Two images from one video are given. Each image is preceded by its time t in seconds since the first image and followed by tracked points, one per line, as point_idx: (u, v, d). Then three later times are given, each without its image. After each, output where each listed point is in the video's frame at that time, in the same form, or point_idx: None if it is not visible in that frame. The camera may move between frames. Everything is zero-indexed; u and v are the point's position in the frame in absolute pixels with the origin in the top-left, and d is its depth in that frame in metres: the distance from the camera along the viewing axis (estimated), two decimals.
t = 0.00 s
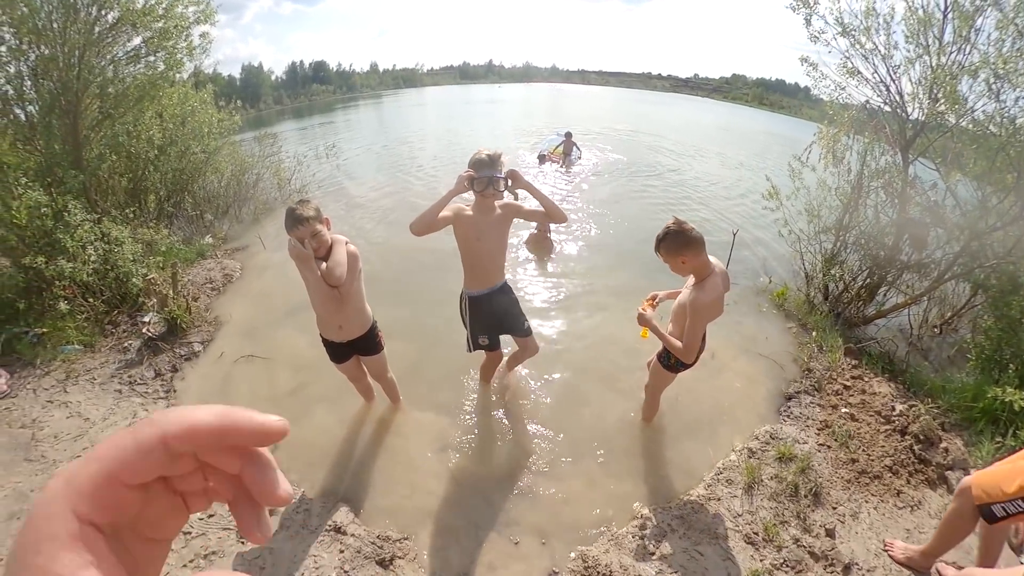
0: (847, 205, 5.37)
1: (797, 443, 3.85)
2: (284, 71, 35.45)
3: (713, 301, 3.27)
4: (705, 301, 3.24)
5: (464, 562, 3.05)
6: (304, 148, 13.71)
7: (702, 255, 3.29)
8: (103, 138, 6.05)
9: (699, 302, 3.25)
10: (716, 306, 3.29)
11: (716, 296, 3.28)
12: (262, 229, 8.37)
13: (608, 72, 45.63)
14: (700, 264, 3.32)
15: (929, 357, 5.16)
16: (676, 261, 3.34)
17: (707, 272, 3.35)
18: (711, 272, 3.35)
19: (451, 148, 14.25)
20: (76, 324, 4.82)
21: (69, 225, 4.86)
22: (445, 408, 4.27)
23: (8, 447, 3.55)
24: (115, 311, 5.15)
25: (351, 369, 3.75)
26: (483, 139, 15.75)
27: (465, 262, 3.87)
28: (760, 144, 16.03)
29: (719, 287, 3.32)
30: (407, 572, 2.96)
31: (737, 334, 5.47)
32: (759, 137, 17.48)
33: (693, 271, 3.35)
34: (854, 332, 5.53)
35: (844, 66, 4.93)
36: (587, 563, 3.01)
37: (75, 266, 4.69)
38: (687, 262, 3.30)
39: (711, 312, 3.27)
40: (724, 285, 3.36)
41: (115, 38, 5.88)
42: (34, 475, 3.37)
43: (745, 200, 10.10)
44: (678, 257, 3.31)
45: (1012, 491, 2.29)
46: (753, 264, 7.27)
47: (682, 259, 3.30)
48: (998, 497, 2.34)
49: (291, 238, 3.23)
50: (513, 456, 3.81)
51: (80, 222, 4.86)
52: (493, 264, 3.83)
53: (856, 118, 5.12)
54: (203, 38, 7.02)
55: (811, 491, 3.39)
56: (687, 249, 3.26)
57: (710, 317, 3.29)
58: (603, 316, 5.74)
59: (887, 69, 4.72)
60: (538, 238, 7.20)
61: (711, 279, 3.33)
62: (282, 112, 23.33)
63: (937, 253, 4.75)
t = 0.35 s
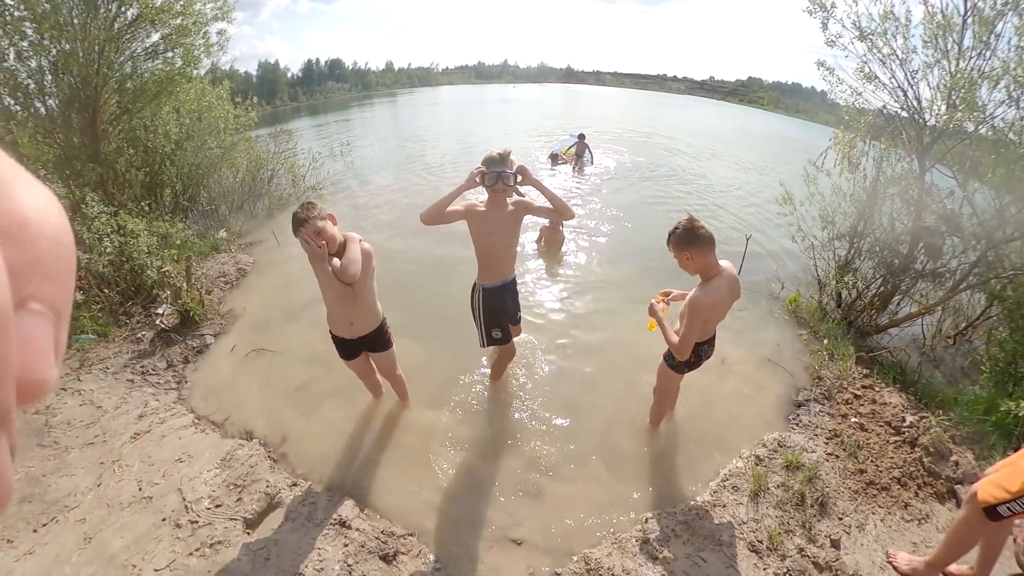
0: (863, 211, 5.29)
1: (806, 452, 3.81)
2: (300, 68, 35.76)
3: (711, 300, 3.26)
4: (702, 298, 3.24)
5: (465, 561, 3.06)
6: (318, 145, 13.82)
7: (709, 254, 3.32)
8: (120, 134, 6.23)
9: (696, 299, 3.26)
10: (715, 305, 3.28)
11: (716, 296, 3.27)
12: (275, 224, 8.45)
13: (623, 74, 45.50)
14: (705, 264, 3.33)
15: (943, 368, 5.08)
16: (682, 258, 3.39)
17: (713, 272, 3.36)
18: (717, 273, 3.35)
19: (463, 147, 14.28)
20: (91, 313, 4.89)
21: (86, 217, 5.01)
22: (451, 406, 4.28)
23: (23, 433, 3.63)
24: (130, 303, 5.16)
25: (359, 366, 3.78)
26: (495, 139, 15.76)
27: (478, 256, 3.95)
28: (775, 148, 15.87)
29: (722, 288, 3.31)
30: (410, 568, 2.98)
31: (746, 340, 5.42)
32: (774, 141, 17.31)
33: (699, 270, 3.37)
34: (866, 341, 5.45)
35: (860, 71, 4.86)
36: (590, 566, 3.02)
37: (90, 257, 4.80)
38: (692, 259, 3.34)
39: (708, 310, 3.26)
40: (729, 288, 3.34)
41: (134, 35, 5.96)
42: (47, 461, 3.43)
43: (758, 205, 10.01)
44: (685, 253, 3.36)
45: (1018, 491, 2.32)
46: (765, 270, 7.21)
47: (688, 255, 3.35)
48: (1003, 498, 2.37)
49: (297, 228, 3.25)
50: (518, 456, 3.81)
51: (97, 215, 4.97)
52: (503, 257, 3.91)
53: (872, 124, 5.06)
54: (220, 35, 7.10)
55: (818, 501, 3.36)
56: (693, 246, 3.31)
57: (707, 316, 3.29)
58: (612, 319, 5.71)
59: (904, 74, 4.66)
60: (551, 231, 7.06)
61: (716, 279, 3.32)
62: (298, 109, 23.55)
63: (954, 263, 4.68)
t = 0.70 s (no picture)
0: (869, 213, 5.25)
1: (807, 455, 3.79)
2: (308, 67, 35.88)
3: (705, 294, 3.26)
4: (696, 290, 3.24)
5: (462, 558, 3.05)
6: (324, 143, 13.86)
7: (708, 248, 3.31)
8: (129, 130, 6.24)
9: (690, 290, 3.26)
10: (709, 299, 3.28)
11: (711, 289, 3.27)
12: (280, 221, 8.48)
13: (630, 74, 45.41)
14: (704, 257, 3.33)
15: (948, 371, 5.03)
16: (683, 249, 3.38)
17: (712, 267, 3.35)
18: (715, 268, 3.35)
19: (469, 146, 14.29)
20: (96, 308, 4.92)
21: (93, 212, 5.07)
22: (451, 403, 4.27)
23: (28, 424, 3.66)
24: (135, 298, 5.17)
25: (360, 362, 3.79)
26: (501, 138, 15.77)
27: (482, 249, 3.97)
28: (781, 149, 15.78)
29: (718, 283, 3.30)
30: (407, 565, 2.97)
31: (749, 341, 5.40)
32: (780, 143, 17.23)
33: (697, 262, 3.37)
34: (871, 344, 5.41)
35: (867, 71, 4.82)
36: (587, 566, 3.00)
37: (96, 251, 4.83)
38: (691, 251, 3.34)
39: (701, 303, 3.27)
40: (726, 284, 3.33)
41: (141, 33, 6.00)
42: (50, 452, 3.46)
43: (764, 206, 9.95)
44: (685, 244, 3.36)
45: None
46: (770, 271, 7.17)
47: (688, 246, 3.34)
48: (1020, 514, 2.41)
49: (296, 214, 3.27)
50: (517, 455, 3.81)
51: (103, 210, 5.00)
52: (507, 253, 3.95)
53: (879, 125, 5.02)
54: (227, 33, 7.12)
55: (818, 505, 3.33)
56: (693, 238, 3.31)
57: (699, 309, 3.29)
58: (615, 318, 5.69)
59: (912, 75, 4.62)
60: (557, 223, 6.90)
61: (713, 274, 3.32)
62: (305, 107, 23.65)
63: (960, 266, 4.63)
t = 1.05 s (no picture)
0: (870, 214, 5.23)
1: (807, 457, 3.77)
2: (309, 66, 35.90)
3: (703, 287, 3.25)
4: (694, 283, 3.23)
5: (459, 559, 3.04)
6: (325, 143, 13.88)
7: (711, 243, 3.30)
8: (130, 130, 6.23)
9: (689, 282, 3.25)
10: (706, 292, 3.27)
11: (709, 283, 3.27)
12: (281, 221, 8.48)
13: (631, 74, 45.42)
14: (705, 252, 3.32)
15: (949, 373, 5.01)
16: (685, 242, 3.37)
17: (712, 262, 3.35)
18: (716, 263, 3.34)
19: (469, 146, 14.28)
20: (97, 308, 4.92)
21: (93, 212, 5.06)
22: (450, 404, 4.27)
23: (28, 423, 3.66)
24: (136, 298, 5.19)
25: (358, 362, 3.79)
26: (502, 138, 15.76)
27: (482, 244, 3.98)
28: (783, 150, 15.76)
29: (717, 278, 3.30)
30: (404, 565, 2.96)
31: (750, 342, 5.39)
32: (782, 143, 17.20)
33: (699, 256, 3.36)
34: (873, 345, 5.38)
35: (868, 71, 4.81)
36: (584, 568, 2.99)
37: (97, 250, 4.83)
38: (693, 243, 3.32)
39: (698, 296, 3.26)
40: (725, 279, 3.32)
41: (142, 33, 6.00)
42: (50, 451, 3.46)
43: (765, 206, 9.94)
44: (688, 237, 3.35)
45: None
46: (771, 272, 7.15)
47: (690, 239, 3.33)
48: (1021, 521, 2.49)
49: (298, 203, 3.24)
50: (516, 456, 3.80)
51: (104, 210, 5.00)
52: (507, 249, 3.95)
53: (880, 125, 5.01)
54: (228, 32, 7.12)
55: (818, 508, 3.32)
56: (696, 231, 3.29)
57: (696, 302, 3.28)
58: (615, 319, 5.68)
59: (914, 75, 4.61)
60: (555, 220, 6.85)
61: (713, 268, 3.31)
62: (306, 108, 23.70)
63: (961, 268, 4.62)
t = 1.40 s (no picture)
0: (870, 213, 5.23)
1: (807, 459, 3.77)
2: (308, 66, 35.90)
3: (703, 284, 3.25)
4: (694, 279, 3.24)
5: (458, 562, 3.03)
6: (324, 143, 13.87)
7: (714, 243, 3.29)
8: (128, 130, 6.17)
9: (688, 278, 3.26)
10: (706, 289, 3.27)
11: (709, 281, 3.26)
12: (279, 221, 8.47)
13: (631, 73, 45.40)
14: (708, 251, 3.32)
15: (948, 373, 5.01)
16: (690, 242, 3.37)
17: (716, 262, 3.33)
18: (719, 263, 3.33)
19: (469, 145, 14.28)
20: (94, 309, 4.91)
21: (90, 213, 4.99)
22: (450, 405, 4.25)
23: (25, 425, 3.65)
24: (134, 298, 5.19)
25: (358, 363, 3.78)
26: (501, 137, 15.75)
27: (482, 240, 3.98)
28: (783, 149, 15.74)
29: (718, 277, 3.29)
30: (402, 568, 2.95)
31: (750, 342, 5.39)
32: (782, 142, 17.20)
33: (702, 256, 3.35)
34: (871, 345, 5.42)
35: (868, 70, 4.80)
36: (583, 570, 2.98)
37: (95, 251, 4.82)
38: (697, 244, 3.32)
39: (697, 292, 3.26)
40: (727, 279, 3.31)
41: (140, 32, 5.99)
42: (47, 453, 3.46)
43: (765, 206, 9.94)
44: (692, 237, 3.34)
45: None
46: (771, 272, 7.15)
47: (695, 239, 3.32)
48: None
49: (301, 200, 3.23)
50: (515, 457, 3.79)
51: (102, 210, 4.98)
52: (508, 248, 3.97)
53: (881, 125, 5.00)
54: (225, 31, 7.09)
55: (818, 510, 3.31)
56: (700, 231, 3.29)
57: (694, 298, 3.28)
58: (615, 319, 5.68)
59: (914, 74, 4.60)
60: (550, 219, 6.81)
61: (716, 268, 3.30)
62: (305, 106, 23.75)
63: (962, 267, 4.61)
